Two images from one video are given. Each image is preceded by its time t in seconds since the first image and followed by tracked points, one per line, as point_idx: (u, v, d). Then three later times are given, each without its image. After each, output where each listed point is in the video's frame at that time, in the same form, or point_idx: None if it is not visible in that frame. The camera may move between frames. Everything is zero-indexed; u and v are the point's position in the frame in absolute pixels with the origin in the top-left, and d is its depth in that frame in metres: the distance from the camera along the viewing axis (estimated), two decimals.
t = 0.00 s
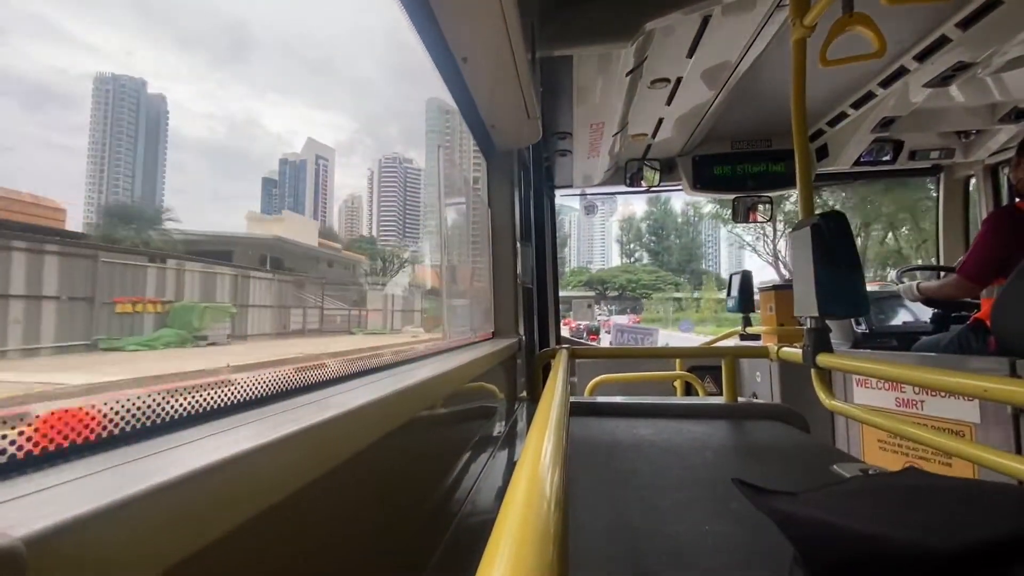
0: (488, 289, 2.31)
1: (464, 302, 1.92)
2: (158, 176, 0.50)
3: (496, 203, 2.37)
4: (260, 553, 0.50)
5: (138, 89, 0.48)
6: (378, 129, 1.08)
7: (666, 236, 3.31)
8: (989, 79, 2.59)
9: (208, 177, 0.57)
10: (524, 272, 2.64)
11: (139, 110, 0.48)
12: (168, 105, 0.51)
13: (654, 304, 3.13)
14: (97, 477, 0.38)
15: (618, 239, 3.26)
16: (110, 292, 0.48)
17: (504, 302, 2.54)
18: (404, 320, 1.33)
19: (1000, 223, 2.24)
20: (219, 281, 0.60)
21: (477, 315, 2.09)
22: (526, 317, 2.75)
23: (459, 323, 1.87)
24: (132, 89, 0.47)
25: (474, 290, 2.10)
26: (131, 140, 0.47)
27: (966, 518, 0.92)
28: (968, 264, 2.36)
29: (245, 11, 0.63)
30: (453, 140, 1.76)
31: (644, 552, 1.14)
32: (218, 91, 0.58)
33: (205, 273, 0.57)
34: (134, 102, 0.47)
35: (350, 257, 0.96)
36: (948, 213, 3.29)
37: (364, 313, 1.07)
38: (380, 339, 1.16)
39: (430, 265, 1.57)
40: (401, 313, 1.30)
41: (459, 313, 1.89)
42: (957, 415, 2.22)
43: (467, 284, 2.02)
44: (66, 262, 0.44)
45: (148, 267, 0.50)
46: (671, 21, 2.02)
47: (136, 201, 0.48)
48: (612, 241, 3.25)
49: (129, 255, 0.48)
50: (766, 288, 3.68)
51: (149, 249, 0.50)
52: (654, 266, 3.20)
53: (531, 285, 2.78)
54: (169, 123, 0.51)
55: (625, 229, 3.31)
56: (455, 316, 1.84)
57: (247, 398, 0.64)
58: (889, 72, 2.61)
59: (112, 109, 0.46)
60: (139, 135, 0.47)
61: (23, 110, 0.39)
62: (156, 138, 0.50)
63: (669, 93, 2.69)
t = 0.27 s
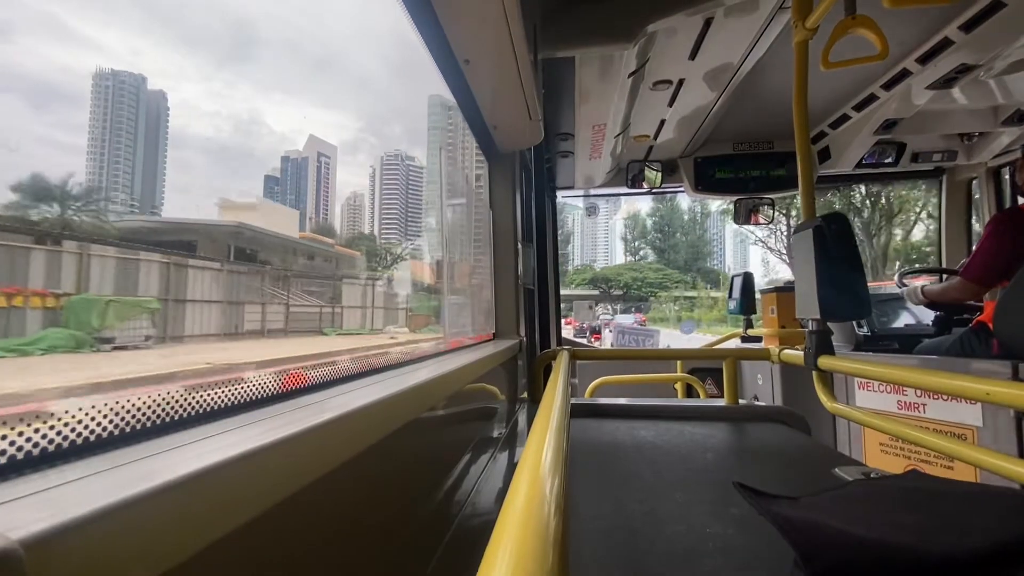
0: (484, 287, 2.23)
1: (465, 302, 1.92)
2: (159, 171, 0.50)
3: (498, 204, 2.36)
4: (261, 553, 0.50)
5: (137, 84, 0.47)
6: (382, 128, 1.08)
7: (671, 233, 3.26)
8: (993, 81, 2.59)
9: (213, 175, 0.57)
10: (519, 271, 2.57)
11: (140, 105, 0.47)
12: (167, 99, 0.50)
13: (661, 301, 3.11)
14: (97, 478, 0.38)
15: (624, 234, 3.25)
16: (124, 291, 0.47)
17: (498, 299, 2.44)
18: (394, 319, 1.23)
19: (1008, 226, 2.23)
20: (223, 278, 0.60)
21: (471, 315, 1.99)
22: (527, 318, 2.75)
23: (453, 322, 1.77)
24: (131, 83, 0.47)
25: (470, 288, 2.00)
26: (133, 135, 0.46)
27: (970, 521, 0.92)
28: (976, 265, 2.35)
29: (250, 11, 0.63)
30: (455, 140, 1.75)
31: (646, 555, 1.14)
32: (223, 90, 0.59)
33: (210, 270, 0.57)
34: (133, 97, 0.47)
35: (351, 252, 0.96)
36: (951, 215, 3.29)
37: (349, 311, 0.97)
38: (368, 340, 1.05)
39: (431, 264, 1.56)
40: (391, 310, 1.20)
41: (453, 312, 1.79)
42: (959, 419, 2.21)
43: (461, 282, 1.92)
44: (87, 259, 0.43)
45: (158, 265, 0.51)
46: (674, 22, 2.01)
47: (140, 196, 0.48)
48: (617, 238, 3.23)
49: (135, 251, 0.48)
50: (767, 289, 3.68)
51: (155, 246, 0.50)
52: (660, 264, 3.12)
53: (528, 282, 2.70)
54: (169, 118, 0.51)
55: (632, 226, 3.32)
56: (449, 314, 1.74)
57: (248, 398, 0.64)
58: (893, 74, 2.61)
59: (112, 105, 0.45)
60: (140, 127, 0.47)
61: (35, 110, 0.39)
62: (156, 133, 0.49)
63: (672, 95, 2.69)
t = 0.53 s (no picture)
0: (478, 284, 2.13)
1: (466, 301, 1.92)
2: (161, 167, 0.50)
3: (500, 203, 2.37)
4: (261, 550, 0.50)
5: (137, 80, 0.47)
6: (384, 126, 1.08)
7: (677, 232, 3.32)
8: (995, 83, 2.59)
9: (216, 172, 0.57)
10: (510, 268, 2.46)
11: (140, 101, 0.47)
12: (168, 95, 0.50)
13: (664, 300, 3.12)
14: (101, 471, 0.38)
15: (627, 235, 3.26)
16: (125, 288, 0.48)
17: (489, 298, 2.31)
18: (374, 316, 1.11)
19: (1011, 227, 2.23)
20: (224, 274, 0.60)
21: (461, 314, 1.87)
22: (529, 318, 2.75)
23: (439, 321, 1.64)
24: (131, 79, 0.47)
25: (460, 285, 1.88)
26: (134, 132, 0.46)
27: (969, 521, 0.92)
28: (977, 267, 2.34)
29: (253, 11, 0.64)
30: (457, 139, 1.76)
31: (646, 554, 1.14)
32: (227, 89, 0.59)
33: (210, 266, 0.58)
34: (133, 93, 0.47)
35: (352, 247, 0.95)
36: (952, 217, 3.28)
37: (321, 309, 0.85)
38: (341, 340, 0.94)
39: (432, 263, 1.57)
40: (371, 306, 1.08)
41: (440, 311, 1.67)
42: (959, 420, 2.21)
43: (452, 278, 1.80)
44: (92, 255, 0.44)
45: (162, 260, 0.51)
46: (676, 23, 2.02)
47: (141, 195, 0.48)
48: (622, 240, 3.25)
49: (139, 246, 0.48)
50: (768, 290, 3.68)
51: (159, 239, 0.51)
52: (665, 262, 3.16)
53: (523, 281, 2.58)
54: (170, 113, 0.51)
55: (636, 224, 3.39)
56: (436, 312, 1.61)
57: (249, 395, 0.64)
58: (895, 75, 2.61)
59: (112, 101, 0.45)
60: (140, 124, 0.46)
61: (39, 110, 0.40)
62: (157, 128, 0.49)
63: (674, 96, 2.69)
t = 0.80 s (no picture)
0: (470, 280, 2.01)
1: (467, 300, 1.93)
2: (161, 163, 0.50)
3: (501, 202, 2.37)
4: (261, 548, 0.50)
5: (137, 76, 0.47)
6: (386, 125, 1.08)
7: (685, 228, 3.35)
8: (997, 81, 2.58)
9: (221, 171, 0.58)
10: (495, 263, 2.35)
11: (141, 98, 0.47)
12: (168, 91, 0.50)
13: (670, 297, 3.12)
14: (100, 471, 0.38)
15: (626, 232, 3.23)
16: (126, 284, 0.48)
17: (480, 295, 2.17)
18: (349, 315, 0.97)
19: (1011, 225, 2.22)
20: (225, 272, 0.59)
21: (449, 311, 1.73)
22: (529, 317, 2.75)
23: (426, 319, 1.50)
24: (131, 76, 0.47)
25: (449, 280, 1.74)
26: (134, 129, 0.46)
27: (969, 520, 0.92)
28: (977, 266, 2.34)
29: (254, 8, 0.63)
30: (457, 138, 1.75)
31: (646, 553, 1.14)
32: (230, 88, 0.59)
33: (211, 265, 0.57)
34: (134, 89, 0.46)
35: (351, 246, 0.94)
36: (954, 215, 3.28)
37: (281, 306, 0.72)
38: (309, 343, 0.81)
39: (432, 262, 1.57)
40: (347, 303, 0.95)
41: (428, 309, 1.52)
42: (960, 420, 2.20)
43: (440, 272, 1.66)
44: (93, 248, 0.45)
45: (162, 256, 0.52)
46: (677, 21, 2.01)
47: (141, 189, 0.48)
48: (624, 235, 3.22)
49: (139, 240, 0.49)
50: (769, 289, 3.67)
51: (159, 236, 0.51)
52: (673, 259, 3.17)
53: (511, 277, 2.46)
54: (171, 109, 0.51)
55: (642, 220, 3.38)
56: (423, 310, 1.47)
57: (250, 393, 0.64)
58: (897, 74, 2.60)
59: (112, 98, 0.45)
60: (140, 119, 0.46)
61: (44, 109, 0.40)
62: (157, 124, 0.49)
63: (675, 94, 2.69)
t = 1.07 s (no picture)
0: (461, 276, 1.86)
1: (468, 299, 1.93)
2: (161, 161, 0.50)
3: (501, 201, 2.37)
4: (261, 546, 0.50)
5: (139, 74, 0.47)
6: (388, 125, 1.08)
7: (693, 225, 3.37)
8: (999, 81, 2.58)
9: (226, 170, 0.58)
10: (484, 257, 2.22)
11: (141, 97, 0.47)
12: (170, 90, 0.50)
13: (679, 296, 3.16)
14: (100, 469, 0.38)
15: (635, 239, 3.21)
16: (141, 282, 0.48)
17: (473, 293, 2.02)
18: (313, 315, 0.81)
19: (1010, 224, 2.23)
20: (230, 271, 0.60)
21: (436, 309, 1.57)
22: (529, 316, 2.75)
23: (411, 319, 1.34)
24: (133, 74, 0.46)
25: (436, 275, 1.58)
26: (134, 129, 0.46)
27: (971, 519, 0.92)
28: (977, 267, 2.34)
29: (256, 8, 0.63)
30: (458, 138, 1.75)
31: (647, 552, 1.14)
32: (233, 87, 0.59)
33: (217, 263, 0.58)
34: (134, 87, 0.46)
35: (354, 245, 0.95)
36: (954, 215, 3.28)
37: (223, 302, 0.59)
38: (274, 347, 0.71)
39: (433, 261, 1.56)
40: (311, 301, 0.80)
41: (414, 309, 1.37)
42: (961, 419, 2.20)
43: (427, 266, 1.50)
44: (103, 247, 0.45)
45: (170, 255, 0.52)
46: (678, 21, 2.01)
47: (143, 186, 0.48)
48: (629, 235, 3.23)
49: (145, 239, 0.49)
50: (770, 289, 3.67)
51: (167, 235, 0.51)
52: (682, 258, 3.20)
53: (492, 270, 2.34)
54: (171, 107, 0.51)
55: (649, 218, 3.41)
56: (407, 308, 1.31)
57: (251, 392, 0.64)
58: (898, 73, 2.60)
59: (111, 95, 0.45)
60: (140, 120, 0.47)
61: (52, 111, 0.40)
62: (159, 122, 0.49)
63: (676, 93, 2.68)
